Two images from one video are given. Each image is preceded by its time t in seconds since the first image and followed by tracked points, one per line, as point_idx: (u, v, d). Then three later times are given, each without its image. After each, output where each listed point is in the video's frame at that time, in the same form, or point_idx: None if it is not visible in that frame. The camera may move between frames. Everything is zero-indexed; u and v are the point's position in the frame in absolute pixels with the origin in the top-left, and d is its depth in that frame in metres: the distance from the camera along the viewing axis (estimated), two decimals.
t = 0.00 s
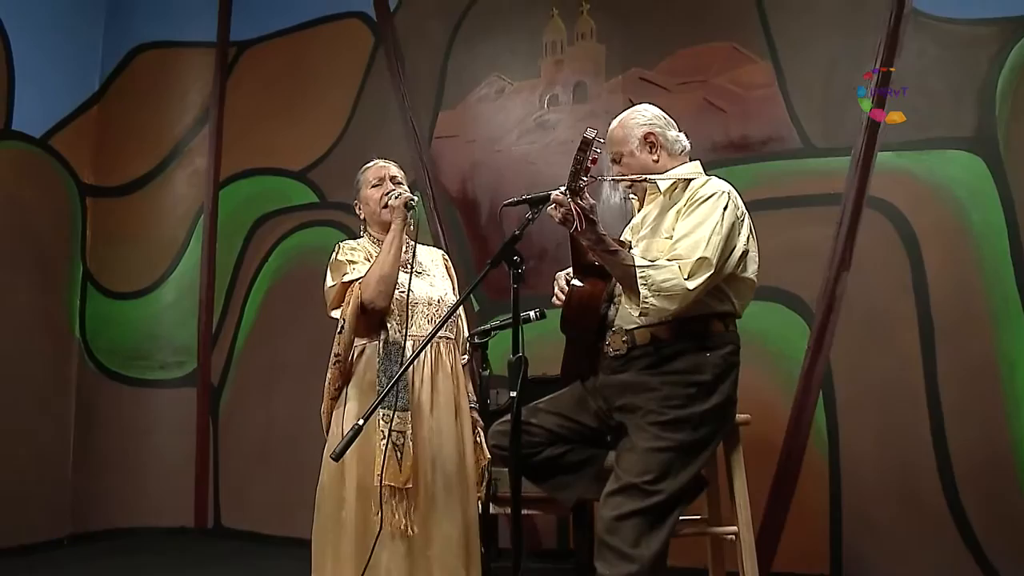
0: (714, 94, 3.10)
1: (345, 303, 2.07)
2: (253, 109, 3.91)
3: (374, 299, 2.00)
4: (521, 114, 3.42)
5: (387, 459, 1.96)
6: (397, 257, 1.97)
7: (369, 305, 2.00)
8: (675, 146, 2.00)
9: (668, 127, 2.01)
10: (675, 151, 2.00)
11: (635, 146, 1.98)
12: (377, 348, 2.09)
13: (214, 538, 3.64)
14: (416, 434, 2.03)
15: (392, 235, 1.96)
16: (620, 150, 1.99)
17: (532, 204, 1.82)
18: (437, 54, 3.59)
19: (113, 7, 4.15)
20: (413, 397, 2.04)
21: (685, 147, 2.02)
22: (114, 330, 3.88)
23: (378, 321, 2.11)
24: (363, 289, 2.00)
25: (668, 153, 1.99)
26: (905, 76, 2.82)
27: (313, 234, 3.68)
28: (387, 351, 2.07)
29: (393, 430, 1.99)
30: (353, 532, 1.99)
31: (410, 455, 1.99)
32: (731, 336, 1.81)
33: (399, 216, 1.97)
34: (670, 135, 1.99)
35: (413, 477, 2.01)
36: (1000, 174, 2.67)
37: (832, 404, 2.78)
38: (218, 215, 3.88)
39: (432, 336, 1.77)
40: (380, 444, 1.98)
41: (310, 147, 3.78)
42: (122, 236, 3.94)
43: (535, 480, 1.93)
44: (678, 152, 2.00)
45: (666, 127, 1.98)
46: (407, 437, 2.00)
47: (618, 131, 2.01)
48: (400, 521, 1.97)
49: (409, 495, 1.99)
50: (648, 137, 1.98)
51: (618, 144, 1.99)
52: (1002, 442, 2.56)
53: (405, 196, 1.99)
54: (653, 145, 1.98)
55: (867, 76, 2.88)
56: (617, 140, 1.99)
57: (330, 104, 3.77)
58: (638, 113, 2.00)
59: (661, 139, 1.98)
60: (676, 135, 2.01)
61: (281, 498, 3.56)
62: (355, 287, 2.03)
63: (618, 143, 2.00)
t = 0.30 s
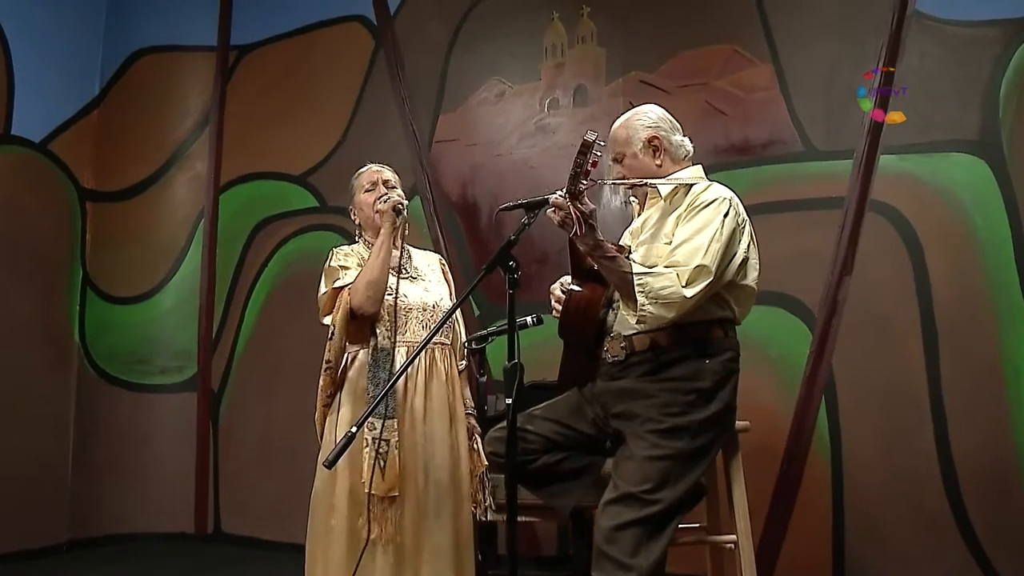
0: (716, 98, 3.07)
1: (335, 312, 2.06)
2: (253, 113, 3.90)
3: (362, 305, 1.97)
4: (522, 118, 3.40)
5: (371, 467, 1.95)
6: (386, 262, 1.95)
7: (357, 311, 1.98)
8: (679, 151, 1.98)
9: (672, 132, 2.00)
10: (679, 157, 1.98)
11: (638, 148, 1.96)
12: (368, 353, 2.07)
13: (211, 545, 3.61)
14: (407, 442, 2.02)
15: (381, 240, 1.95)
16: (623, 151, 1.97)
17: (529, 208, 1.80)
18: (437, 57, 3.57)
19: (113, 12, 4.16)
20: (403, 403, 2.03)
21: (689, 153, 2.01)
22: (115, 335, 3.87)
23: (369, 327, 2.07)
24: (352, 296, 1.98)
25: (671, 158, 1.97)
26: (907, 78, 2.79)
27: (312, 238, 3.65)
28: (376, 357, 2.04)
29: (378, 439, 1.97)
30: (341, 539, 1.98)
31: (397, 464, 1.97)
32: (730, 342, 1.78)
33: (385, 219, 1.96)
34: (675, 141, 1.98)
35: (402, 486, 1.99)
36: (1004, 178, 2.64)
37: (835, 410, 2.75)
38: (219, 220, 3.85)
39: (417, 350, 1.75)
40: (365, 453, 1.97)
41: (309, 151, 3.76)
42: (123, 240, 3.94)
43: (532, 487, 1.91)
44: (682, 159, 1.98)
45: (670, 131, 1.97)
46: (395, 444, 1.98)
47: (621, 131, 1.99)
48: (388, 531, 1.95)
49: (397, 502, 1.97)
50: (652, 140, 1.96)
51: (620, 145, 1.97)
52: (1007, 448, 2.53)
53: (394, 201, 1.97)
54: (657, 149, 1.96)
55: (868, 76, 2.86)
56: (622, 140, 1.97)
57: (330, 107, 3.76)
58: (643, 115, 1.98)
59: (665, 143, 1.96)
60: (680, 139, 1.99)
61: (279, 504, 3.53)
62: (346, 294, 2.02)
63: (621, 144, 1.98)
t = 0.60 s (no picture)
0: (717, 101, 3.05)
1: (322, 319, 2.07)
2: (252, 117, 3.89)
3: (347, 311, 1.99)
4: (522, 122, 3.38)
5: (353, 475, 1.98)
6: (372, 266, 2.00)
7: (342, 317, 2.00)
8: (682, 157, 1.95)
9: (682, 135, 1.98)
10: (681, 162, 1.95)
11: (641, 140, 1.96)
12: (355, 360, 2.07)
13: (211, 551, 3.59)
14: (394, 451, 2.03)
15: (370, 244, 2.01)
16: (628, 138, 1.98)
17: (524, 213, 1.80)
18: (437, 61, 3.56)
19: (112, 16, 4.15)
20: (389, 411, 2.05)
21: (695, 162, 1.97)
22: (115, 340, 3.86)
23: (357, 333, 2.08)
24: (337, 302, 2.01)
25: (671, 160, 1.95)
26: (910, 81, 2.76)
27: (312, 243, 3.65)
28: (362, 363, 2.05)
29: (360, 447, 2.00)
30: (328, 549, 1.98)
31: (379, 472, 1.99)
32: (727, 350, 1.77)
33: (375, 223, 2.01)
34: (681, 146, 1.95)
35: (387, 493, 2.01)
36: (1007, 182, 2.62)
37: (837, 415, 2.72)
38: (218, 225, 3.84)
39: (403, 366, 1.75)
40: (348, 460, 2.00)
41: (308, 156, 3.75)
42: (123, 245, 3.93)
43: (526, 495, 1.88)
44: (684, 165, 1.96)
45: (678, 134, 1.95)
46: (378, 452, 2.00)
47: (635, 120, 2.00)
48: (372, 539, 1.97)
49: (381, 510, 1.99)
50: (658, 137, 1.95)
51: (628, 132, 1.99)
52: (1010, 455, 2.50)
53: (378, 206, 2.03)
54: (660, 146, 1.95)
55: (867, 76, 2.84)
56: (632, 126, 1.99)
57: (330, 110, 3.75)
58: (657, 110, 1.99)
59: (669, 143, 1.95)
60: (688, 147, 1.97)
61: (279, 510, 3.51)
62: (331, 300, 2.04)
63: (630, 131, 1.99)
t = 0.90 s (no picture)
0: (718, 104, 3.03)
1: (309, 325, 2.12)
2: (253, 121, 3.88)
3: (331, 317, 2.02)
4: (522, 125, 3.36)
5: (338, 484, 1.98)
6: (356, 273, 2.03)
7: (327, 323, 2.03)
8: (685, 161, 1.94)
9: (688, 140, 1.96)
10: (684, 166, 1.93)
11: (648, 136, 1.96)
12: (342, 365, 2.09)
13: (211, 557, 3.58)
14: (382, 458, 2.03)
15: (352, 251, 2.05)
16: (635, 133, 1.98)
17: (519, 218, 1.78)
18: (438, 64, 3.54)
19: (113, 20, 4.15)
20: (379, 418, 2.06)
21: (699, 167, 1.95)
22: (116, 345, 3.86)
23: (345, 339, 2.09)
24: (322, 308, 2.04)
25: (674, 162, 1.94)
26: (912, 83, 2.74)
27: (312, 247, 3.62)
28: (348, 368, 2.06)
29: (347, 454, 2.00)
30: (315, 556, 1.99)
31: (365, 481, 1.98)
32: (727, 356, 1.75)
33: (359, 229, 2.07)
34: (686, 150, 1.94)
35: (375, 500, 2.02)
36: (1012, 185, 2.59)
37: (840, 420, 2.69)
38: (219, 230, 3.83)
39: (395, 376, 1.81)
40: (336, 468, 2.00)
41: (308, 159, 3.74)
42: (123, 250, 3.92)
43: (523, 502, 1.86)
44: (685, 168, 1.94)
45: (684, 137, 1.94)
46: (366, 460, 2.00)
47: (646, 117, 2.00)
48: (363, 547, 1.96)
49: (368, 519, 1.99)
50: (664, 137, 1.94)
51: (637, 127, 1.98)
52: (1015, 461, 2.47)
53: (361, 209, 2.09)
54: (664, 146, 1.94)
55: (867, 76, 2.82)
56: (641, 122, 1.98)
57: (330, 114, 3.74)
58: (668, 111, 1.97)
59: (673, 145, 1.94)
60: (692, 151, 1.95)
61: (279, 516, 3.49)
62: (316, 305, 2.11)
63: (638, 126, 1.99)
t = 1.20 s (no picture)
0: (720, 107, 3.01)
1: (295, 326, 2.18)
2: (253, 124, 3.88)
3: (315, 324, 2.05)
4: (524, 128, 3.35)
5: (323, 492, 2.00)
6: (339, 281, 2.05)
7: (311, 330, 2.05)
8: (683, 165, 1.92)
9: (687, 144, 1.95)
10: (681, 170, 1.92)
11: (646, 139, 1.94)
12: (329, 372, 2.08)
13: (211, 562, 3.56)
14: (369, 466, 2.05)
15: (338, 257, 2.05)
16: (633, 136, 1.97)
17: (515, 223, 1.78)
18: (439, 67, 3.53)
19: (114, 24, 4.15)
20: (370, 429, 2.08)
21: (697, 172, 1.94)
22: (116, 349, 3.85)
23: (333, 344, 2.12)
24: (307, 315, 2.06)
25: (672, 165, 1.93)
26: (915, 84, 2.71)
27: (312, 251, 3.60)
28: (335, 374, 2.06)
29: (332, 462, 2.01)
30: (303, 561, 2.01)
31: (346, 489, 1.99)
32: (725, 361, 1.73)
33: (343, 231, 2.03)
34: (684, 153, 1.93)
35: (359, 508, 2.04)
36: (1017, 188, 2.56)
37: (843, 425, 2.66)
38: (220, 233, 3.82)
39: (376, 398, 1.80)
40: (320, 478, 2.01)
41: (309, 163, 3.73)
42: (124, 255, 3.92)
43: (519, 510, 1.84)
44: (683, 172, 1.92)
45: (683, 141, 1.92)
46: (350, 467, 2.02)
47: (644, 120, 1.98)
48: (343, 554, 2.02)
49: (352, 527, 2.03)
50: (662, 140, 1.93)
51: (634, 130, 1.97)
52: (1021, 466, 2.44)
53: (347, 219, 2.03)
54: (662, 149, 1.92)
55: (868, 76, 2.80)
56: (639, 125, 1.96)
57: (331, 117, 3.73)
58: (666, 114, 1.95)
59: (672, 148, 1.92)
60: (690, 155, 1.93)
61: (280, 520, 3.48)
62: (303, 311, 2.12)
63: (636, 129, 1.97)
